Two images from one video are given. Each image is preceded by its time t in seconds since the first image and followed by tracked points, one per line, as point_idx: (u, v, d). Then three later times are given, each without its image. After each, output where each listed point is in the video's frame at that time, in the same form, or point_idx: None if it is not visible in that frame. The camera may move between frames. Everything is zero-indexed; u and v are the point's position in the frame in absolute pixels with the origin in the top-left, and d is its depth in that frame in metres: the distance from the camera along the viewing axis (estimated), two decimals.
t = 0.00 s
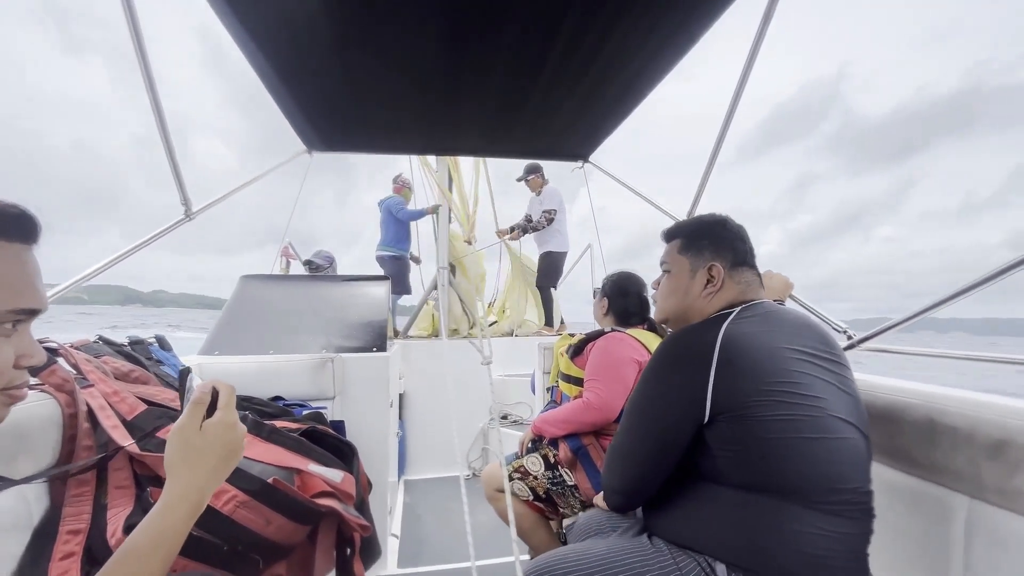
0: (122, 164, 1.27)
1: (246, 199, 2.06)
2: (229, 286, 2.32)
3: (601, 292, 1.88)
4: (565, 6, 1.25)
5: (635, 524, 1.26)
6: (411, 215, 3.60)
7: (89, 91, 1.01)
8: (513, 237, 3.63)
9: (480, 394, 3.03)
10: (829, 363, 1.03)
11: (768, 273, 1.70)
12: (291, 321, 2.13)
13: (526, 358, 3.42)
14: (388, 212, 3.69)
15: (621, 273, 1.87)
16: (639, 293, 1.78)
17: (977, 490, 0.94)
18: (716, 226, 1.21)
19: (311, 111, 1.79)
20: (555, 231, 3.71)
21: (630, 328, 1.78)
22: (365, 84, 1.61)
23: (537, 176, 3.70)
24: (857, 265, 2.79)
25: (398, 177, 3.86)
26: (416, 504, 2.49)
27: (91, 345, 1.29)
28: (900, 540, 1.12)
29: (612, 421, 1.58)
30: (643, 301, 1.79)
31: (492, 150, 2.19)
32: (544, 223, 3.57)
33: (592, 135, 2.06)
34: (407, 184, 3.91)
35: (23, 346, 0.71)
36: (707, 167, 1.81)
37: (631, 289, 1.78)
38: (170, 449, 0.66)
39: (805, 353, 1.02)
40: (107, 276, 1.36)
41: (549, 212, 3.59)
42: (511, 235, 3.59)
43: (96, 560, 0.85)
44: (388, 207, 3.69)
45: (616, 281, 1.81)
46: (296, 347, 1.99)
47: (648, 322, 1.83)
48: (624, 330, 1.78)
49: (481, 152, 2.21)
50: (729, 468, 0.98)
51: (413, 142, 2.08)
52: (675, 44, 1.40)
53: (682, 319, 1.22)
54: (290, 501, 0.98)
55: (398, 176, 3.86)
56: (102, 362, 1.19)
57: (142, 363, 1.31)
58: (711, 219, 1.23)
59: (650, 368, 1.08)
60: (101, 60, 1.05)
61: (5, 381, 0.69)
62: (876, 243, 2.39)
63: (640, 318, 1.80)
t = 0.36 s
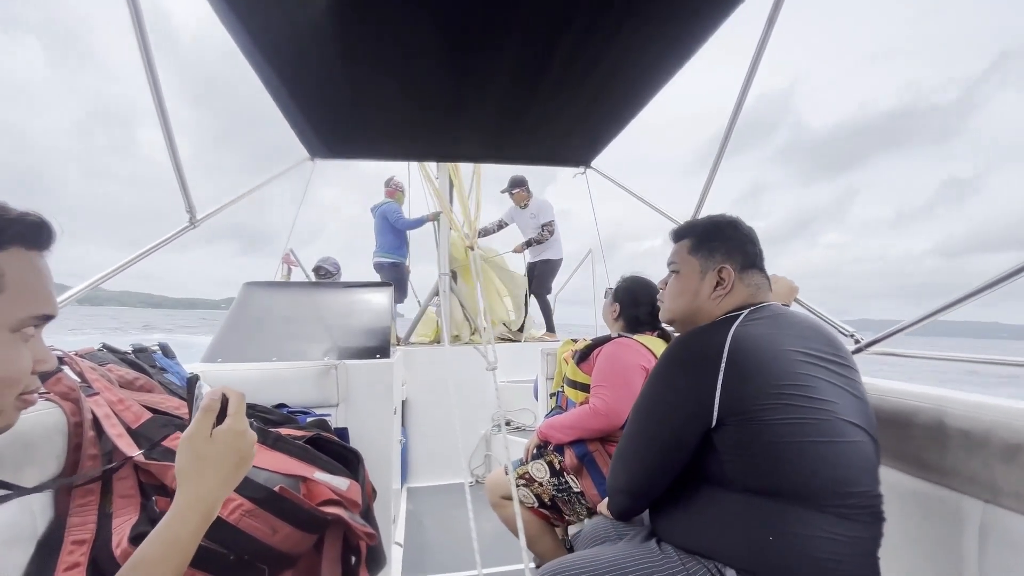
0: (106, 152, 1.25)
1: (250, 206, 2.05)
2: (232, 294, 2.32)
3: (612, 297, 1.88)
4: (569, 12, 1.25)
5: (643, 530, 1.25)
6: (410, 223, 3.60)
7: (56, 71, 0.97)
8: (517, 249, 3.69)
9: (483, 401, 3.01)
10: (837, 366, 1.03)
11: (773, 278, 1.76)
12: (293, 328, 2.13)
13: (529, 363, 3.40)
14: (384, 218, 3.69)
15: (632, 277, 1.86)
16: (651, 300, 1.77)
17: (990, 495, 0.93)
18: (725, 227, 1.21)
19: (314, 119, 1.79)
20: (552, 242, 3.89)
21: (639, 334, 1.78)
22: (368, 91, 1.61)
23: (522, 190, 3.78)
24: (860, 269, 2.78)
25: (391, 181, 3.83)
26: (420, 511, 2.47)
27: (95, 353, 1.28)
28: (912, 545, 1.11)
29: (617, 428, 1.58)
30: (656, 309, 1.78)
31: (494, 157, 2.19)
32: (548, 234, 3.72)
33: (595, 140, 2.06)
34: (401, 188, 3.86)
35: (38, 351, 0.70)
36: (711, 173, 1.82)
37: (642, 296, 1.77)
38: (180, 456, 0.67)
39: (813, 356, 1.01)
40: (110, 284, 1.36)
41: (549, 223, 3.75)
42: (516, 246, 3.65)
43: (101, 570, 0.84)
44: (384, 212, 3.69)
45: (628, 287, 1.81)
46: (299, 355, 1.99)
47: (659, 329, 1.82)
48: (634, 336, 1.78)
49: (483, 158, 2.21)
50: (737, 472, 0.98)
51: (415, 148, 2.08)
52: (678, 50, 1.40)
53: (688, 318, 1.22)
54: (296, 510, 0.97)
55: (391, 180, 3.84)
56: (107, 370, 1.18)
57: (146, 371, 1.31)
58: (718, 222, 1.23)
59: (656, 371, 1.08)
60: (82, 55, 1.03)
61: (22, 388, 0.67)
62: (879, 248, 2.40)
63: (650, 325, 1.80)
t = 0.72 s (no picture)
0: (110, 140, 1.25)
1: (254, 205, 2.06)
2: (233, 292, 2.32)
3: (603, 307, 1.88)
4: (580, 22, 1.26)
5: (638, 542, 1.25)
6: (410, 225, 3.61)
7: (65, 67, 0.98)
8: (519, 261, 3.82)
9: (481, 405, 3.01)
10: (830, 383, 1.04)
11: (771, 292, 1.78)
12: (292, 328, 2.13)
13: (527, 369, 3.40)
14: (382, 218, 3.70)
15: (622, 287, 1.87)
16: (643, 312, 1.79)
17: (983, 517, 0.94)
18: (722, 243, 1.22)
19: (322, 120, 1.80)
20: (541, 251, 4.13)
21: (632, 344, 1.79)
22: (378, 94, 1.63)
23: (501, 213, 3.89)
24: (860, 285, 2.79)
25: (389, 179, 3.84)
26: (414, 514, 2.47)
27: (98, 350, 1.29)
28: (904, 564, 1.12)
29: (611, 441, 1.58)
30: (647, 319, 1.80)
31: (500, 163, 2.20)
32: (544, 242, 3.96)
33: (600, 150, 2.07)
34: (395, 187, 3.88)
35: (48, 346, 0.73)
36: (714, 186, 1.83)
37: (633, 307, 1.78)
38: (185, 460, 0.67)
39: (806, 372, 1.02)
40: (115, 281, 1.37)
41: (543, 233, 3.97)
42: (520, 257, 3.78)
43: (98, 566, 0.85)
44: (382, 210, 3.70)
45: (619, 297, 1.81)
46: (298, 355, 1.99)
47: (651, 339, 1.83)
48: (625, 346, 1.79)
49: (487, 164, 2.22)
50: (728, 486, 0.98)
51: (421, 151, 2.09)
52: (688, 61, 1.40)
53: (682, 331, 1.22)
54: (293, 512, 0.98)
55: (389, 179, 3.84)
56: (110, 366, 1.19)
57: (148, 368, 1.31)
58: (716, 238, 1.24)
59: (649, 383, 1.09)
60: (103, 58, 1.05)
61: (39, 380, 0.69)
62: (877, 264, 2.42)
63: (641, 335, 1.81)
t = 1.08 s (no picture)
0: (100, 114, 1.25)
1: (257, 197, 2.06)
2: (233, 284, 2.32)
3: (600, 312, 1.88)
4: (588, 29, 1.27)
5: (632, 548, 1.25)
6: (410, 220, 3.62)
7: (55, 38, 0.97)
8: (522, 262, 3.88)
9: (477, 406, 3.02)
10: (834, 397, 1.04)
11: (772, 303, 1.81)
12: (290, 322, 2.13)
13: (524, 371, 3.40)
14: (383, 214, 3.70)
15: (618, 293, 1.88)
16: (641, 318, 1.79)
17: (973, 536, 0.95)
18: (729, 255, 1.23)
19: (329, 116, 1.80)
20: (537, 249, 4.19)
21: (629, 350, 1.79)
22: (385, 92, 1.63)
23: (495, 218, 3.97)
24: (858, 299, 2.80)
25: (384, 173, 3.81)
26: (406, 512, 2.47)
27: (97, 336, 1.29)
28: None
29: (609, 448, 1.57)
30: (644, 325, 1.80)
31: (504, 165, 2.21)
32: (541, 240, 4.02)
33: (604, 155, 2.07)
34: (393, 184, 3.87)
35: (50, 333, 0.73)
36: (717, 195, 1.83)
37: (631, 313, 1.79)
38: (185, 452, 0.68)
39: (812, 388, 1.03)
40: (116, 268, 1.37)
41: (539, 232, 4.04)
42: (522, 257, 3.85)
43: (88, 554, 0.85)
44: (382, 206, 3.70)
45: (616, 303, 1.82)
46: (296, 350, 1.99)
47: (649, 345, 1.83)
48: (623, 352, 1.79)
49: (491, 165, 2.23)
50: (733, 500, 0.98)
51: (426, 150, 2.09)
52: (696, 71, 1.40)
53: (687, 341, 1.23)
54: (286, 506, 0.98)
55: (384, 174, 3.81)
56: (107, 354, 1.19)
57: (145, 356, 1.31)
58: (721, 248, 1.24)
59: (655, 393, 1.08)
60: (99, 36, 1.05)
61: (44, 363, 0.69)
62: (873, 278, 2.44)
63: (639, 340, 1.81)
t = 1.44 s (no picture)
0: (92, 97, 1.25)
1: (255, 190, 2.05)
2: (227, 276, 2.31)
3: (598, 312, 1.88)
4: (588, 27, 1.26)
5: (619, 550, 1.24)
6: (409, 217, 3.61)
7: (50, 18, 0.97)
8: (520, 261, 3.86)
9: (471, 404, 3.01)
10: (830, 403, 1.04)
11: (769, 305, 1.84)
12: (284, 316, 2.12)
13: (519, 370, 3.39)
14: (382, 210, 3.69)
15: (617, 293, 1.87)
16: (638, 319, 1.79)
17: (960, 543, 0.94)
18: (730, 257, 1.22)
19: (326, 111, 1.80)
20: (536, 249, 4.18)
21: (625, 351, 1.79)
22: (384, 87, 1.62)
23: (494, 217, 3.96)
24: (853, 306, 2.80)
25: (385, 173, 3.82)
26: (397, 509, 2.46)
27: (87, 325, 1.28)
28: None
29: (605, 448, 1.57)
30: (641, 327, 1.80)
31: (501, 163, 2.20)
32: (539, 240, 4.01)
33: (603, 156, 2.07)
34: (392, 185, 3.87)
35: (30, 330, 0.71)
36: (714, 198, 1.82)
37: (628, 314, 1.79)
38: (162, 442, 0.67)
39: (809, 394, 1.02)
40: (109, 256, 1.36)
41: (538, 232, 4.03)
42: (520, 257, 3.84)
43: (70, 544, 0.84)
44: (381, 203, 3.69)
45: (615, 302, 1.81)
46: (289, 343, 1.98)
47: (645, 346, 1.83)
48: (619, 353, 1.79)
49: (490, 163, 2.22)
50: (728, 505, 0.98)
51: (426, 146, 2.08)
52: (696, 72, 1.40)
53: (687, 340, 1.22)
54: (272, 499, 0.97)
55: (385, 173, 3.82)
56: (96, 342, 1.18)
57: (135, 346, 1.30)
58: (723, 250, 1.24)
59: (652, 393, 1.07)
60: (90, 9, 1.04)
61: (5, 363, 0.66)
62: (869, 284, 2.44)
63: (636, 341, 1.81)
